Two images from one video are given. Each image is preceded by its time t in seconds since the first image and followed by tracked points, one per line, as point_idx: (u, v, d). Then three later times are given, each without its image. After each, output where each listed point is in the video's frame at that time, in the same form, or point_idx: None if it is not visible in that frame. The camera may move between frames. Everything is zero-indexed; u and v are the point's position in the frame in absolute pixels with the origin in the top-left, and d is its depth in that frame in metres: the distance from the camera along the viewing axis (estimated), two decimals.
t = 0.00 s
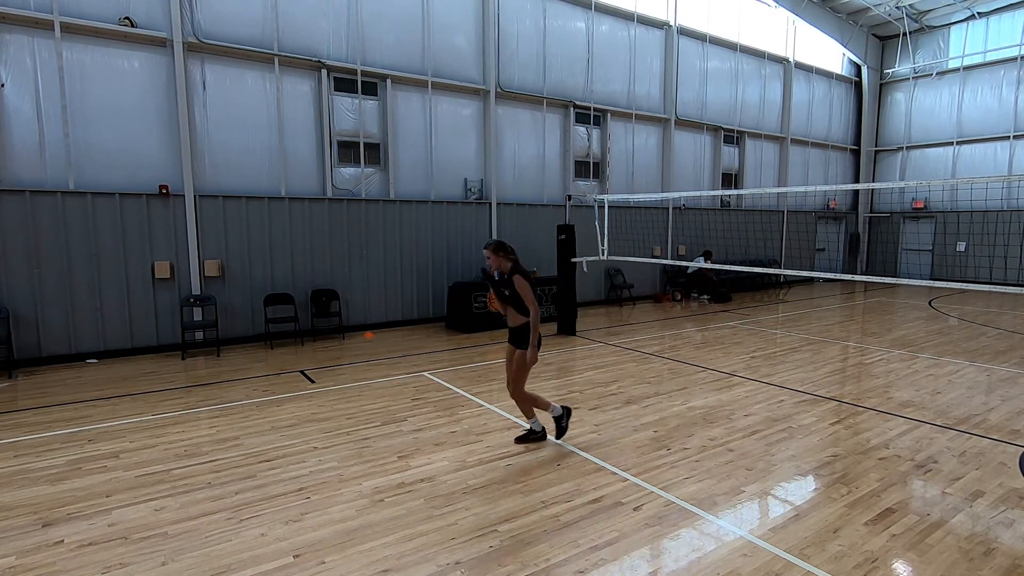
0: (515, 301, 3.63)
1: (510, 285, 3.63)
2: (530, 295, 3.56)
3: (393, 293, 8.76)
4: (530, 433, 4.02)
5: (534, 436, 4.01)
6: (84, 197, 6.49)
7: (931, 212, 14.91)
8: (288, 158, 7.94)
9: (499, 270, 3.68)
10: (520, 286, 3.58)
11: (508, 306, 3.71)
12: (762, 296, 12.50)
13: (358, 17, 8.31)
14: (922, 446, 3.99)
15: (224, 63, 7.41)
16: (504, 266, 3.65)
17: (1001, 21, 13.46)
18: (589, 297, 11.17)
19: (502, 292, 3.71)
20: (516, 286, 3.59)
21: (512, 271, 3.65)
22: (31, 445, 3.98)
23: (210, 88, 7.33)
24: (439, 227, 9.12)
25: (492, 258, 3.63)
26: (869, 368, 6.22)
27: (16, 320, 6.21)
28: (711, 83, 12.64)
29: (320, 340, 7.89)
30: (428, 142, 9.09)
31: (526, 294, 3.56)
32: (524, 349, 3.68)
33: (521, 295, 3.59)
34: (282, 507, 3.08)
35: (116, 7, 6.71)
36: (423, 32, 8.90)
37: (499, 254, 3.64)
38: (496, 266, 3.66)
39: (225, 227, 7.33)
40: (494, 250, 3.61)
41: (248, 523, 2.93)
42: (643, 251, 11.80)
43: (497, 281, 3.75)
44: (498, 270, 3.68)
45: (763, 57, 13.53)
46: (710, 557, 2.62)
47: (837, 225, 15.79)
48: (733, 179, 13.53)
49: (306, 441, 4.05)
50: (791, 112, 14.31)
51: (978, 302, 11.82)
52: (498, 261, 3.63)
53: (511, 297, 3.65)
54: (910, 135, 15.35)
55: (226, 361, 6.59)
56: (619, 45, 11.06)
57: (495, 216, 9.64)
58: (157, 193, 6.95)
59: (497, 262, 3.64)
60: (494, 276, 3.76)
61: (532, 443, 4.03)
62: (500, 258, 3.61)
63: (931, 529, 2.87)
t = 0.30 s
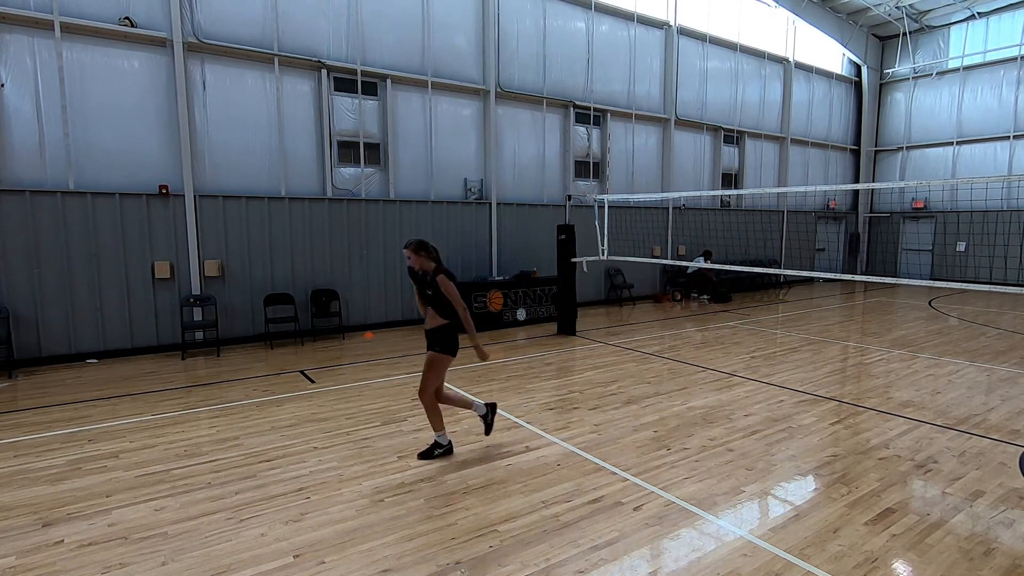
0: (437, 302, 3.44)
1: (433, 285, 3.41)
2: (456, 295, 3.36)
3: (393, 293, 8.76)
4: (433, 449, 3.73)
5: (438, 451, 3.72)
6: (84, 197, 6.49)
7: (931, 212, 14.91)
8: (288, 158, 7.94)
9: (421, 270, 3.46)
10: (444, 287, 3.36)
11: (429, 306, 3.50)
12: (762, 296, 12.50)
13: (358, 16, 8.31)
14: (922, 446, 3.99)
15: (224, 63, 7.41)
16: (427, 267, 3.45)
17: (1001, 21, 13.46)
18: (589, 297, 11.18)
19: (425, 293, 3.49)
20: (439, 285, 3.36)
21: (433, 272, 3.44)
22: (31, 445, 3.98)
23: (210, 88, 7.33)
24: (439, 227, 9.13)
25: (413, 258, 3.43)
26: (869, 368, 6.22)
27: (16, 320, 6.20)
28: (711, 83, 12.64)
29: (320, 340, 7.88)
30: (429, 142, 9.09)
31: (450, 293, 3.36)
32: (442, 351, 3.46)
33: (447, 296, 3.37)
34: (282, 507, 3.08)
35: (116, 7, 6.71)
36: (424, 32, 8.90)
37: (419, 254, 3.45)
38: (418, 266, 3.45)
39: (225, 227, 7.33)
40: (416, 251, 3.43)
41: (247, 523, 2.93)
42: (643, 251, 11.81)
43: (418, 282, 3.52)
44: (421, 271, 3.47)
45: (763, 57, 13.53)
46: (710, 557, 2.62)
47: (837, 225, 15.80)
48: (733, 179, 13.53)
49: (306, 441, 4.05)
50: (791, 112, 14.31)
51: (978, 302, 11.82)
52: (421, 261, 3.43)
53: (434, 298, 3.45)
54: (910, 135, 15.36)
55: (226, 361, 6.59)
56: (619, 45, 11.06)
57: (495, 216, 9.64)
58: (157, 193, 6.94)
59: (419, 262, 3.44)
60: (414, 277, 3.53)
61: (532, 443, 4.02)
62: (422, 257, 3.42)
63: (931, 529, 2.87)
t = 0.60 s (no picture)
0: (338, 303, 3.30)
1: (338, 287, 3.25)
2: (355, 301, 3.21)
3: (394, 293, 8.76)
4: (413, 438, 3.69)
5: (314, 463, 3.55)
6: (84, 197, 6.49)
7: (931, 212, 14.91)
8: (288, 158, 7.94)
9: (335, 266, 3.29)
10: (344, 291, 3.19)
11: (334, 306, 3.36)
12: (762, 296, 12.50)
13: (359, 16, 8.31)
14: (922, 446, 3.99)
15: (224, 63, 7.41)
16: (339, 264, 3.25)
17: (1001, 21, 13.45)
18: (589, 297, 11.18)
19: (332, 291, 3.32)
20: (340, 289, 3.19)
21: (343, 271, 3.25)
22: (30, 445, 3.98)
23: (210, 88, 7.33)
24: (439, 227, 9.12)
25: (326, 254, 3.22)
26: (869, 368, 6.22)
27: (16, 320, 6.20)
28: (711, 83, 12.64)
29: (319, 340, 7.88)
30: (428, 142, 9.08)
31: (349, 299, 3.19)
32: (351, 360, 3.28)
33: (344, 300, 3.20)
34: (283, 507, 3.08)
35: (116, 7, 6.71)
36: (423, 32, 8.90)
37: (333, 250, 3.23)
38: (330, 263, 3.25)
39: (225, 227, 7.32)
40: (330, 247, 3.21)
41: (247, 523, 2.92)
42: (643, 251, 11.81)
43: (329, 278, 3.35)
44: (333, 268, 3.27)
45: (763, 57, 13.53)
46: (711, 557, 2.62)
47: (837, 226, 15.80)
48: (733, 179, 13.53)
49: (306, 442, 4.05)
50: (791, 112, 14.31)
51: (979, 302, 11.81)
52: (331, 258, 3.22)
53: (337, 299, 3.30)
54: (910, 135, 15.35)
55: (225, 361, 6.58)
56: (619, 45, 11.06)
57: (495, 216, 9.64)
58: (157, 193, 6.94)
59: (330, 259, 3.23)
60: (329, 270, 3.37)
61: (532, 443, 4.02)
62: (332, 254, 3.21)
63: (931, 529, 2.87)
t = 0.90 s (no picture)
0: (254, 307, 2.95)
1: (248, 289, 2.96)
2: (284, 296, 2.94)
3: (394, 293, 8.76)
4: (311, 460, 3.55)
5: (215, 489, 3.16)
6: (84, 197, 6.49)
7: (931, 212, 14.91)
8: (288, 158, 7.95)
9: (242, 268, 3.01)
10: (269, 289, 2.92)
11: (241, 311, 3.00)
12: (762, 296, 12.50)
13: (359, 16, 8.31)
14: (922, 446, 3.99)
15: (224, 63, 7.41)
16: (250, 265, 2.97)
17: (1001, 21, 13.45)
18: (589, 297, 11.18)
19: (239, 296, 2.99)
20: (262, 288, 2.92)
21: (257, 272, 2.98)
22: (30, 445, 3.98)
23: (210, 88, 7.33)
24: (439, 227, 9.13)
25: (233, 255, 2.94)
26: (870, 368, 6.22)
27: (16, 321, 6.20)
28: (711, 83, 12.64)
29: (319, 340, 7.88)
30: (429, 142, 9.09)
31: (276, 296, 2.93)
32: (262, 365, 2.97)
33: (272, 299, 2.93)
34: (283, 507, 3.08)
35: (116, 7, 6.70)
36: (424, 32, 8.91)
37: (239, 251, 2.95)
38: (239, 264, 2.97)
39: (225, 228, 7.33)
40: (237, 246, 2.94)
41: (248, 523, 2.93)
42: (643, 251, 11.81)
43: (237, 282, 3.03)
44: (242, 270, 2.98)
45: (763, 57, 13.53)
46: (710, 557, 2.62)
47: (837, 225, 15.81)
48: (733, 179, 13.54)
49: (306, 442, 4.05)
50: (791, 111, 14.31)
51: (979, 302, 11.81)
52: (240, 260, 2.94)
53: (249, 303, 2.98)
54: (910, 135, 15.35)
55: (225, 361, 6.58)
56: (619, 45, 11.07)
57: (495, 215, 9.64)
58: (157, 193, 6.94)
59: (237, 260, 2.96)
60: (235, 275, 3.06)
61: (532, 443, 4.02)
62: (242, 255, 2.94)
63: (931, 529, 2.87)
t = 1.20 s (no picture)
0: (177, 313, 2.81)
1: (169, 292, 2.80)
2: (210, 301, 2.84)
3: (394, 292, 8.76)
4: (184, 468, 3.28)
5: (174, 503, 3.02)
6: (84, 197, 6.49)
7: (931, 212, 14.91)
8: (288, 158, 7.94)
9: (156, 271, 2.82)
10: (195, 293, 2.81)
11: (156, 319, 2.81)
12: (762, 296, 12.50)
13: (359, 16, 8.31)
14: (921, 446, 3.98)
15: (224, 63, 7.41)
16: (167, 267, 2.80)
17: (1001, 21, 13.45)
18: (589, 297, 11.18)
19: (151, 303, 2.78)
20: (189, 292, 2.80)
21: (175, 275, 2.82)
22: (30, 445, 3.97)
23: (210, 88, 7.33)
24: (439, 227, 9.13)
25: (150, 256, 2.74)
26: (870, 368, 6.22)
27: (16, 321, 6.19)
28: (711, 83, 12.64)
29: (319, 340, 7.88)
30: (429, 142, 9.08)
31: (201, 300, 2.81)
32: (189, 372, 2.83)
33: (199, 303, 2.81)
34: (283, 508, 3.08)
35: (116, 7, 6.70)
36: (424, 32, 8.90)
37: (155, 253, 2.76)
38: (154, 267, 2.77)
39: (225, 227, 7.32)
40: (154, 247, 2.75)
41: (247, 523, 2.92)
42: (643, 251, 11.81)
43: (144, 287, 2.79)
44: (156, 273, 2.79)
45: (763, 57, 13.53)
46: (710, 557, 2.62)
47: (837, 225, 15.81)
48: (733, 179, 13.54)
49: (306, 441, 4.05)
50: (791, 111, 14.30)
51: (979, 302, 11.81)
52: (159, 262, 2.77)
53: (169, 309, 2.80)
54: (910, 135, 15.35)
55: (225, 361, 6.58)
56: (619, 45, 11.07)
57: (495, 215, 9.64)
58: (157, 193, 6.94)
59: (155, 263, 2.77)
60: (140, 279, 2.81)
61: (533, 443, 4.02)
62: (162, 257, 2.77)
63: (931, 529, 2.87)
